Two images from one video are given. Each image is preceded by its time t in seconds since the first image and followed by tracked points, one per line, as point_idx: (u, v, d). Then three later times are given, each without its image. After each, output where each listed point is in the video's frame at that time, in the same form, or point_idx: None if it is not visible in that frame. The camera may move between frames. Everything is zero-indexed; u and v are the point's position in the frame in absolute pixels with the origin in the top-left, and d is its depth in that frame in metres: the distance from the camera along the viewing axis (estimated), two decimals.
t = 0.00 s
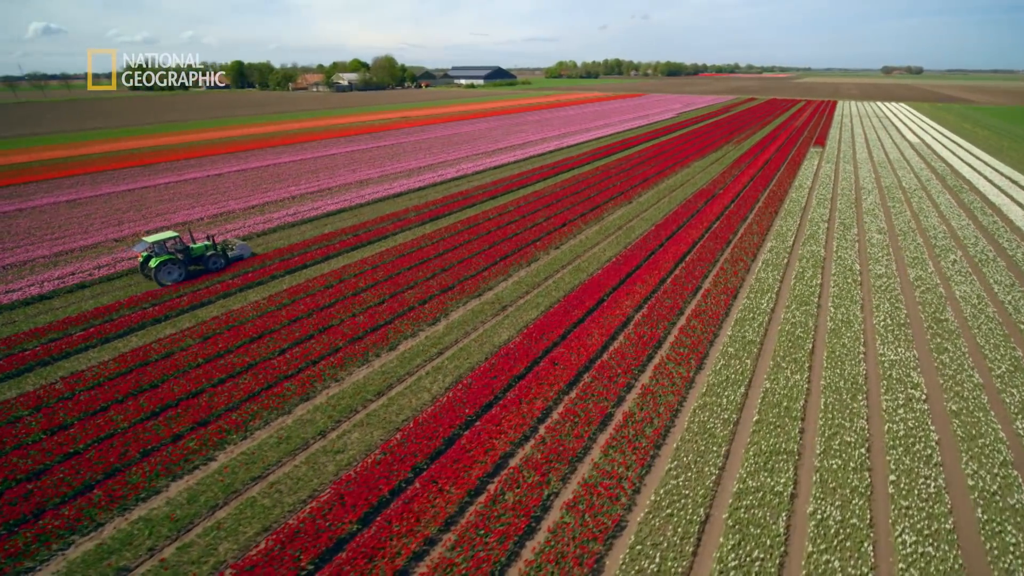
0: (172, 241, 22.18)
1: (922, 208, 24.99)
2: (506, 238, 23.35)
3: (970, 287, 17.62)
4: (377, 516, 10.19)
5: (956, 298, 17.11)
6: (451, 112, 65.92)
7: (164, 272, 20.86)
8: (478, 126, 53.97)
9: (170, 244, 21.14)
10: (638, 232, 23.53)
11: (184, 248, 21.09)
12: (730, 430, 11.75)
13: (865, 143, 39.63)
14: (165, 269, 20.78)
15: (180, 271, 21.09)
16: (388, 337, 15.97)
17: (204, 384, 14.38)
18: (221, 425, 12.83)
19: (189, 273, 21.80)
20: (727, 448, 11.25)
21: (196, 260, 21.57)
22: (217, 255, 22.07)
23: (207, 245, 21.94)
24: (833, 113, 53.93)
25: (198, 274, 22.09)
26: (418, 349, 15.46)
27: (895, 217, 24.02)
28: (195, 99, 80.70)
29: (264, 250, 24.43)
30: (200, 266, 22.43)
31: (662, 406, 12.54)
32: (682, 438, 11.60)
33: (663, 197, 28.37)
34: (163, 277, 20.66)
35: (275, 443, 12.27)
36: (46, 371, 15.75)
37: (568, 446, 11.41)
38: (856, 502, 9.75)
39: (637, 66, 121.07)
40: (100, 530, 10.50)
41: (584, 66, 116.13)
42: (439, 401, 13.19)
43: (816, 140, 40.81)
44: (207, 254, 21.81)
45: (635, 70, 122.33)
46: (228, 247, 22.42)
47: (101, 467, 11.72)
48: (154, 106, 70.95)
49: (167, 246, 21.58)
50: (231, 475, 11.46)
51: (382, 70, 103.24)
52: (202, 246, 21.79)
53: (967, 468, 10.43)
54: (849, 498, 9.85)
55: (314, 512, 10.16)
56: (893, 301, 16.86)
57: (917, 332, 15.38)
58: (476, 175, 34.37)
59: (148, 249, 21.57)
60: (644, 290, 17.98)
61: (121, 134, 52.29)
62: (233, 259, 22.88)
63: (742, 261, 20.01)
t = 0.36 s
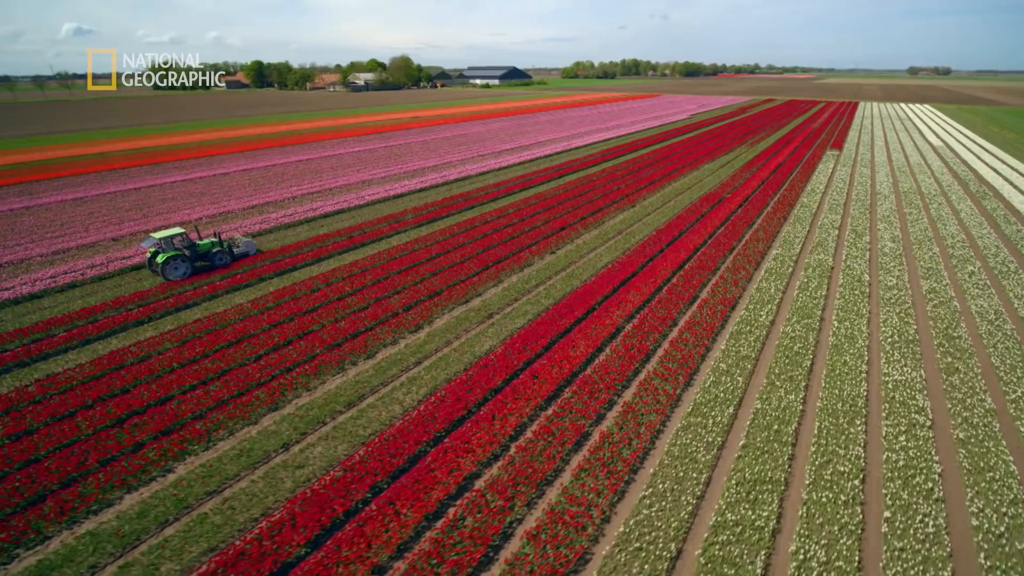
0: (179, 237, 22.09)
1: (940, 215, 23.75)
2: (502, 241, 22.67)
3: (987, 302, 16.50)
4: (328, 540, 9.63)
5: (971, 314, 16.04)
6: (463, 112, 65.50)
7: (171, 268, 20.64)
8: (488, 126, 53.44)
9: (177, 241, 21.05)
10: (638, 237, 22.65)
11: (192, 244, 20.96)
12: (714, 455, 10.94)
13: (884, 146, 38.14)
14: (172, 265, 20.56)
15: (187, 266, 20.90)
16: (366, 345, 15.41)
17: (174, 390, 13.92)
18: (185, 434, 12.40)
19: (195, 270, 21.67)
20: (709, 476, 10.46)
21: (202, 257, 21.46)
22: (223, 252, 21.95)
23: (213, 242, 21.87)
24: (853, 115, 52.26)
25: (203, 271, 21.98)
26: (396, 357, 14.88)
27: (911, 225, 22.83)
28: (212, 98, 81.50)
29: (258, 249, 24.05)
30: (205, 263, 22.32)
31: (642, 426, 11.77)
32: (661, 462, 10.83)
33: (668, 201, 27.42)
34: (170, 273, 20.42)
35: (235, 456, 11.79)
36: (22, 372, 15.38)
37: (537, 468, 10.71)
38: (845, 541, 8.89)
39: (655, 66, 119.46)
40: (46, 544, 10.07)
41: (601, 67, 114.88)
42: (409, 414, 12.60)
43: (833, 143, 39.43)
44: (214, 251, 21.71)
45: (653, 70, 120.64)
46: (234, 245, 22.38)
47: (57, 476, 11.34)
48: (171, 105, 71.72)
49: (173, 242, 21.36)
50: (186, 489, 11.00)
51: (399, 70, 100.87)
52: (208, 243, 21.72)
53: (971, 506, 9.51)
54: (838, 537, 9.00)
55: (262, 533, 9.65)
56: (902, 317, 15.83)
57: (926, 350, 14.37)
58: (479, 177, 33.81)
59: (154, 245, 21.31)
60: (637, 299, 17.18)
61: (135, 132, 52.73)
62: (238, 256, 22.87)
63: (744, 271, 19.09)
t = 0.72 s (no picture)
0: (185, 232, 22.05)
1: (958, 223, 22.54)
2: (496, 243, 22.02)
3: (1003, 317, 15.42)
4: (272, 560, 9.11)
5: (985, 330, 15.00)
6: (474, 111, 64.94)
7: (177, 262, 20.77)
8: (498, 125, 52.82)
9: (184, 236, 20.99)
10: (637, 241, 21.84)
11: (197, 239, 20.93)
12: (690, 479, 10.19)
13: (904, 149, 36.66)
14: (178, 260, 20.69)
15: (192, 261, 20.91)
16: (341, 350, 14.88)
17: (142, 393, 13.55)
18: (145, 440, 12.02)
19: (201, 264, 21.62)
20: (682, 502, 9.71)
21: (208, 252, 21.37)
22: (229, 247, 21.84)
23: (219, 237, 21.74)
24: (874, 116, 50.54)
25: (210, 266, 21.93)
26: (371, 364, 14.34)
27: (925, 233, 21.68)
28: (228, 96, 82.09)
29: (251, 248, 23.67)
30: (211, 258, 22.23)
31: (616, 445, 11.05)
32: (633, 485, 10.11)
33: (672, 203, 26.50)
34: (176, 267, 20.56)
35: (191, 465, 11.36)
36: None
37: (498, 489, 10.08)
38: None
39: (673, 66, 117.71)
40: None
41: (619, 67, 113.46)
42: (374, 426, 12.05)
43: (850, 146, 38.07)
44: (220, 246, 21.60)
45: (670, 70, 118.69)
46: (239, 240, 22.18)
47: (9, 480, 10.99)
48: (187, 103, 72.32)
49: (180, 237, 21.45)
50: (136, 500, 10.56)
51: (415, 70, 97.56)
52: (215, 238, 21.60)
53: (970, 546, 8.63)
54: None
55: (203, 550, 9.18)
56: (909, 331, 14.83)
57: (933, 368, 13.40)
58: (482, 176, 33.21)
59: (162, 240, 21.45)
60: (628, 306, 16.42)
61: (148, 130, 53.11)
62: (244, 252, 22.69)
63: (743, 278, 18.19)
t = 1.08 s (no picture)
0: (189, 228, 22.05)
1: (970, 230, 21.50)
2: (486, 244, 21.49)
3: (1010, 332, 14.52)
4: None
5: (989, 345, 14.12)
6: (483, 111, 64.55)
7: (180, 257, 20.66)
8: (505, 124, 52.32)
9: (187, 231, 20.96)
10: (630, 245, 21.17)
11: (200, 234, 20.90)
12: (655, 501, 9.58)
13: (919, 151, 35.41)
14: (181, 254, 20.58)
15: (195, 256, 20.87)
16: (312, 355, 14.49)
17: (106, 396, 13.29)
18: (101, 445, 11.73)
19: (204, 260, 21.53)
20: (643, 527, 9.10)
21: (211, 247, 21.34)
22: (231, 243, 21.79)
23: (223, 233, 21.69)
24: (891, 117, 49.08)
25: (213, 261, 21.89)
26: (339, 370, 13.91)
27: (934, 240, 20.69)
28: (241, 95, 82.70)
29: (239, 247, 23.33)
30: (214, 253, 22.18)
31: (580, 463, 10.46)
32: (592, 507, 9.53)
33: (672, 206, 25.74)
34: (179, 262, 20.44)
35: (142, 472, 11.05)
36: None
37: (449, 508, 9.58)
38: None
39: (689, 66, 116.10)
40: None
41: (634, 67, 112.18)
42: (332, 435, 11.63)
43: (863, 148, 36.89)
44: (222, 241, 21.56)
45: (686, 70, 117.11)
46: (242, 236, 22.12)
47: None
48: (199, 102, 72.94)
49: (184, 232, 21.40)
50: (81, 508, 10.25)
51: (428, 70, 93.77)
52: (217, 234, 21.57)
53: None
54: None
55: (138, 565, 8.83)
56: (907, 345, 14.00)
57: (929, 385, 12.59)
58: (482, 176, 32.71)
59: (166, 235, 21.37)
60: (611, 313, 15.79)
61: (158, 128, 53.54)
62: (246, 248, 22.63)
63: (735, 285, 17.45)
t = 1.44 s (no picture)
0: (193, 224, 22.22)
1: (978, 237, 20.59)
2: (474, 246, 21.04)
3: (1011, 346, 13.75)
4: None
5: (988, 360, 13.37)
6: (491, 111, 64.15)
7: (184, 252, 20.88)
8: (511, 124, 51.87)
9: (191, 227, 21.16)
10: (622, 248, 20.63)
11: (204, 230, 21.07)
12: (610, 522, 9.10)
13: (933, 153, 34.28)
14: (185, 249, 20.79)
15: (199, 252, 21.06)
16: (282, 359, 14.22)
17: (72, 397, 13.14)
18: (58, 448, 11.55)
19: (207, 255, 21.71)
20: (594, 551, 8.62)
21: (214, 243, 21.50)
22: (235, 239, 21.94)
23: (226, 229, 21.85)
24: (908, 119, 47.74)
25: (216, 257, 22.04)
26: (307, 375, 13.60)
27: (939, 248, 19.83)
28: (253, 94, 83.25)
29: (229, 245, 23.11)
30: (217, 250, 22.33)
31: (538, 479, 10.01)
32: (544, 528, 9.08)
33: (669, 209, 25.11)
34: (183, 257, 20.66)
35: (95, 477, 10.84)
36: None
37: (395, 524, 9.21)
38: None
39: (703, 66, 114.86)
40: None
41: (648, 67, 110.85)
42: (289, 444, 11.32)
43: (875, 150, 35.77)
44: (225, 238, 21.69)
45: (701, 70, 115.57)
46: (244, 232, 22.24)
47: None
48: (212, 102, 73.63)
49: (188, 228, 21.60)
50: (27, 514, 10.04)
51: (441, 70, 93.16)
52: (221, 230, 21.72)
53: None
54: None
55: None
56: (899, 360, 13.27)
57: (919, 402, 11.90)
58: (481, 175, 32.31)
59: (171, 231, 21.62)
60: (592, 319, 15.28)
61: (168, 127, 54.04)
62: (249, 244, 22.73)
63: (724, 292, 16.82)
